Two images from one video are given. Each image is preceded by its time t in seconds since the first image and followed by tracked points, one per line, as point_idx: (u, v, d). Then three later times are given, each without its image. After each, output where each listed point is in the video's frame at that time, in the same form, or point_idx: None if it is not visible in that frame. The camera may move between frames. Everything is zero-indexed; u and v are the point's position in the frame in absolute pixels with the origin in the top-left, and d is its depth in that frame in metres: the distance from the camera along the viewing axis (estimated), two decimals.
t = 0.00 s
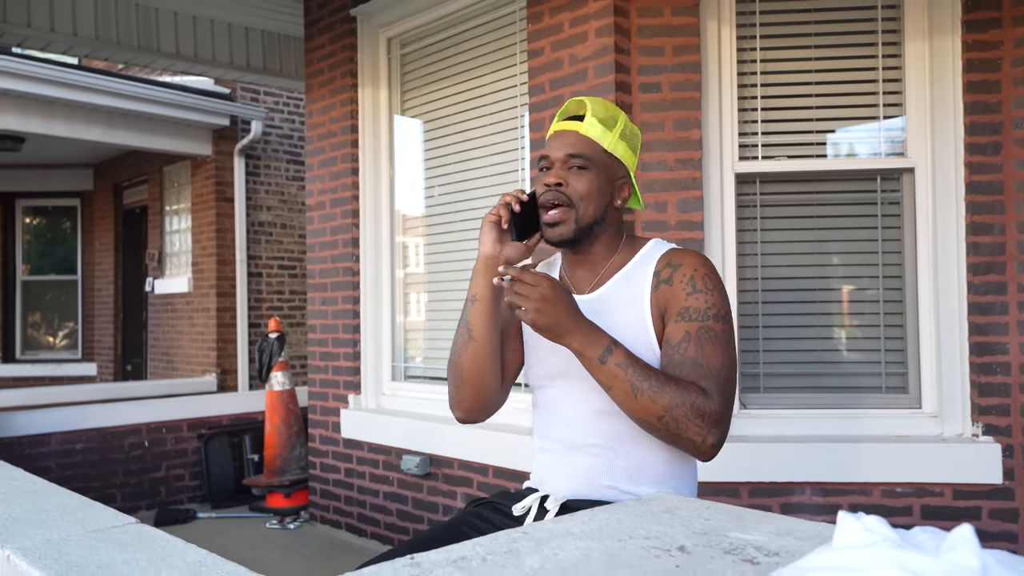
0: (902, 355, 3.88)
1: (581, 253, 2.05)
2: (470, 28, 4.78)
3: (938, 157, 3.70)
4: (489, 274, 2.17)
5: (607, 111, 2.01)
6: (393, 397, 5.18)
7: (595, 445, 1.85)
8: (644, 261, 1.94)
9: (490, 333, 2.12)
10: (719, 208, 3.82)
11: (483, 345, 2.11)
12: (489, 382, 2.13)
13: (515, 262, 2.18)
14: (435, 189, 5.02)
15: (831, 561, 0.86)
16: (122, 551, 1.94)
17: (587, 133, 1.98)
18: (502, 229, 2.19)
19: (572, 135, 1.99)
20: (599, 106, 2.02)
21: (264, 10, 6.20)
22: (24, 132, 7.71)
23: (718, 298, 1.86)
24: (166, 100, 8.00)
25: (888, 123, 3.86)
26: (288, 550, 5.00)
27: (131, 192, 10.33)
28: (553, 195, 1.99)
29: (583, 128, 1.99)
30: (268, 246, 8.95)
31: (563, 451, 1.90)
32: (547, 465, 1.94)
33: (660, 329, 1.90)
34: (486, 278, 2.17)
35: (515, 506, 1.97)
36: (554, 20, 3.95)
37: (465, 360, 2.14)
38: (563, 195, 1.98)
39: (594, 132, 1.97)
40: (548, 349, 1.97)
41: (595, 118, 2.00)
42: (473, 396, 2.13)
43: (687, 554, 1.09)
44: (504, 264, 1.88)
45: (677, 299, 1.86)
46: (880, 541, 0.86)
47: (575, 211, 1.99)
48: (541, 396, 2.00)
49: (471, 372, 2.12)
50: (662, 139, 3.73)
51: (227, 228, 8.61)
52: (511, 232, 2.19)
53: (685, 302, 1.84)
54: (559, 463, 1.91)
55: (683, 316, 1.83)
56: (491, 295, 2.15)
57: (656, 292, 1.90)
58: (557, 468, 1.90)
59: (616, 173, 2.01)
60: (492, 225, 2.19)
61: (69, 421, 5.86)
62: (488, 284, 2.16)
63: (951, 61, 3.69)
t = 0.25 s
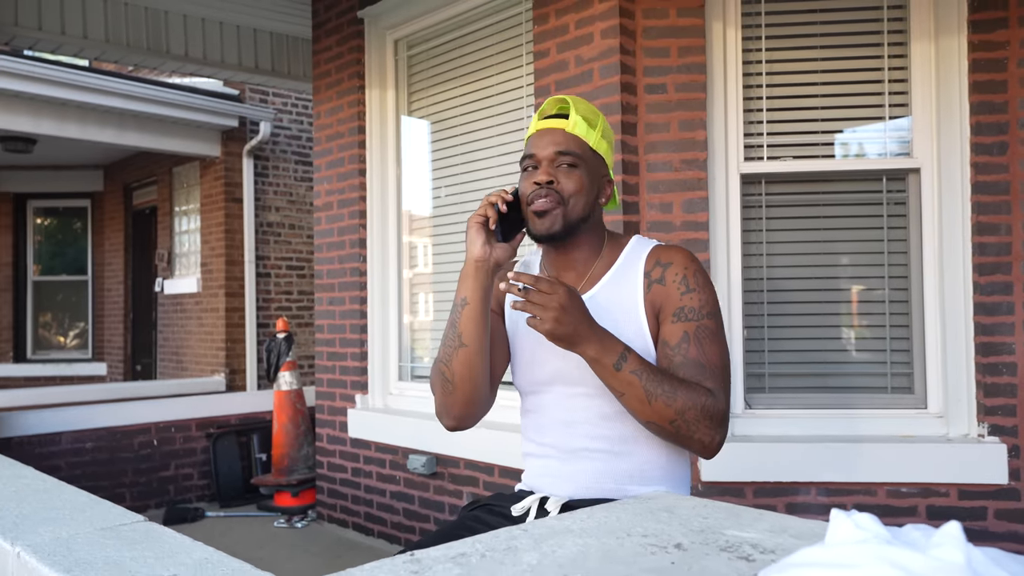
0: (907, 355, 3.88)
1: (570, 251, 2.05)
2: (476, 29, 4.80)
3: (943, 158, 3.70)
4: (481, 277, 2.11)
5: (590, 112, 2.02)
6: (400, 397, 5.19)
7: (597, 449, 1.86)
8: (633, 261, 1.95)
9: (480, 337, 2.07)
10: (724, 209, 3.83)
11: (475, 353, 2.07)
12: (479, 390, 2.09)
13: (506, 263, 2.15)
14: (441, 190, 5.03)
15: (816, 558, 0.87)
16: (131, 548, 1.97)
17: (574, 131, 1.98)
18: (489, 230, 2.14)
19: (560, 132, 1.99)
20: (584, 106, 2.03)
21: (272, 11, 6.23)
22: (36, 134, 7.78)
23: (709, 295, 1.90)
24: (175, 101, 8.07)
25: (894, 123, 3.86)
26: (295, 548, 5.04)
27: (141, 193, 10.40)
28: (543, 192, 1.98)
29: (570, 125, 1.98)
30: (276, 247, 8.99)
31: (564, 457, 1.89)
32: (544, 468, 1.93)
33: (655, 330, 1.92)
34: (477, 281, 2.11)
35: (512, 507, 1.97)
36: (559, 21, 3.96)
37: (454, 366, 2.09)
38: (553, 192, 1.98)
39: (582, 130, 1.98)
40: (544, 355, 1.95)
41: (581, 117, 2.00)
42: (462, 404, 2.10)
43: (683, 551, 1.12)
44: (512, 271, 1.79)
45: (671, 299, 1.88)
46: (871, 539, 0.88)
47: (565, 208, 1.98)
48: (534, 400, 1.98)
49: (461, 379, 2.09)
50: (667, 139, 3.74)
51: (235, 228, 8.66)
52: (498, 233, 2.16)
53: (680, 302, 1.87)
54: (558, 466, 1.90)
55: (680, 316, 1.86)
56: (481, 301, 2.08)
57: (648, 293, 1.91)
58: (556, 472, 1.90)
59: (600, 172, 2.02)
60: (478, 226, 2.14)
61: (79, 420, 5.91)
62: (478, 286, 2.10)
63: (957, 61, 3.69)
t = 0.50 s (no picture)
0: (911, 355, 3.88)
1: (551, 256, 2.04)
2: (481, 30, 4.81)
3: (947, 157, 3.70)
4: (472, 287, 2.06)
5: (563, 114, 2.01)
6: (405, 396, 5.20)
7: (601, 449, 1.86)
8: (613, 256, 1.96)
9: (477, 349, 2.01)
10: (727, 208, 3.83)
11: (473, 366, 2.01)
12: (479, 402, 2.04)
13: (490, 271, 2.11)
14: (446, 189, 5.04)
15: (808, 552, 0.89)
16: (136, 545, 1.99)
17: (551, 136, 1.95)
18: (472, 239, 2.10)
19: (537, 138, 1.96)
20: (556, 109, 2.00)
21: (277, 11, 6.25)
22: (44, 134, 7.85)
23: (690, 283, 1.93)
24: (182, 102, 8.12)
25: (897, 123, 3.86)
26: (301, 547, 5.06)
27: (148, 193, 10.45)
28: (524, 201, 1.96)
29: (547, 130, 1.96)
30: (282, 246, 9.02)
31: (565, 458, 1.89)
32: (548, 471, 1.93)
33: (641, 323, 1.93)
34: (468, 291, 2.06)
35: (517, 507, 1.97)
36: (563, 21, 3.97)
37: (452, 382, 2.03)
38: (534, 200, 1.96)
39: (558, 134, 1.96)
40: (535, 360, 1.96)
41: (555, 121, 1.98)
42: (463, 419, 2.05)
43: (679, 548, 1.19)
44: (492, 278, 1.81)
45: (655, 290, 1.90)
46: (862, 534, 0.89)
47: (548, 215, 1.97)
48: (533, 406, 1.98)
49: (461, 394, 2.03)
50: (670, 139, 3.75)
51: (242, 228, 8.69)
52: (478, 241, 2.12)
53: (664, 292, 1.89)
54: (563, 468, 1.91)
55: (665, 306, 1.88)
56: (473, 311, 2.03)
57: (632, 286, 1.92)
58: (562, 473, 1.90)
59: (577, 175, 2.02)
60: (461, 235, 2.09)
61: (87, 419, 5.94)
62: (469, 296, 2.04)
63: (961, 61, 3.69)
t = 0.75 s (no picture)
0: (924, 355, 3.87)
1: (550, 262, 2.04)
2: (492, 31, 4.83)
3: (960, 157, 3.69)
4: (471, 294, 2.06)
5: (561, 119, 2.00)
6: (417, 395, 5.21)
7: (610, 452, 1.89)
8: (616, 258, 1.96)
9: (477, 357, 2.01)
10: (738, 209, 3.84)
11: (476, 376, 2.01)
12: (483, 412, 2.03)
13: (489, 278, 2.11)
14: (458, 189, 5.06)
15: (813, 545, 0.90)
16: (152, 542, 2.02)
17: (548, 142, 1.95)
18: (469, 247, 2.10)
19: (535, 144, 1.95)
20: (554, 113, 2.00)
21: (290, 13, 6.29)
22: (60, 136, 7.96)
23: (693, 285, 1.95)
24: (196, 103, 8.19)
25: (909, 123, 3.85)
26: (314, 545, 5.10)
27: (162, 194, 10.54)
28: (521, 208, 1.96)
29: (544, 135, 1.95)
30: (296, 247, 9.07)
31: (577, 462, 1.91)
32: (557, 473, 1.95)
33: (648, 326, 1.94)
34: (467, 298, 2.06)
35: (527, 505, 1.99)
36: (574, 22, 3.99)
37: (456, 393, 2.03)
38: (533, 207, 1.96)
39: (555, 139, 1.95)
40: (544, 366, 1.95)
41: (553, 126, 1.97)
42: (468, 428, 2.04)
43: (685, 545, 1.26)
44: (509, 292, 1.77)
45: (661, 293, 1.91)
46: (866, 530, 0.91)
47: (546, 222, 1.96)
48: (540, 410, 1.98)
49: (464, 404, 2.02)
50: (681, 140, 3.76)
51: (256, 228, 8.75)
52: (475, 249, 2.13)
53: (671, 295, 1.90)
54: (573, 470, 1.93)
55: (672, 309, 1.90)
56: (473, 320, 2.04)
57: (639, 289, 1.93)
58: (571, 476, 1.93)
59: (574, 180, 2.01)
60: (458, 243, 2.09)
61: (103, 418, 6.01)
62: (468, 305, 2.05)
63: (973, 60, 3.68)
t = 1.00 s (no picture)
0: (934, 355, 3.85)
1: (551, 269, 2.01)
2: (501, 31, 4.84)
3: (971, 157, 3.67)
4: (464, 311, 2.04)
5: (558, 121, 2.00)
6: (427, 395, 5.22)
7: (619, 459, 1.89)
8: (617, 263, 1.96)
9: (472, 374, 2.05)
10: (748, 209, 3.83)
11: (472, 392, 2.05)
12: (480, 428, 2.08)
13: (483, 292, 2.08)
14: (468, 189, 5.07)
15: (820, 545, 0.90)
16: (162, 540, 2.04)
17: (547, 145, 1.94)
18: (461, 261, 2.08)
19: (533, 147, 1.95)
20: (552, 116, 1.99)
21: (300, 14, 6.31)
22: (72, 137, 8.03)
23: (696, 289, 1.95)
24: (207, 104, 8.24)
25: (919, 122, 3.83)
26: (324, 544, 5.12)
27: (173, 194, 10.59)
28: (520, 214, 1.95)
29: (542, 138, 1.95)
30: (306, 246, 9.11)
31: (587, 472, 1.92)
32: (565, 481, 1.96)
33: (651, 332, 1.95)
34: (462, 316, 2.04)
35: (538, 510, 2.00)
36: (583, 22, 3.99)
37: (453, 410, 2.07)
38: (532, 213, 1.95)
39: (553, 141, 1.95)
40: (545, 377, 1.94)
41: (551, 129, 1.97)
42: (466, 444, 2.09)
43: (693, 544, 1.28)
44: (506, 314, 1.76)
45: (664, 299, 1.91)
46: (873, 529, 0.91)
47: (546, 227, 1.95)
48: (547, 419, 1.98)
49: (461, 421, 2.06)
50: (691, 139, 3.75)
51: (266, 228, 8.79)
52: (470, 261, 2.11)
53: (674, 301, 1.90)
54: (581, 478, 1.94)
55: (675, 316, 1.90)
56: (468, 337, 2.04)
57: (641, 296, 1.93)
58: (579, 483, 1.93)
59: (573, 183, 2.01)
60: (451, 258, 2.07)
61: (114, 417, 6.05)
62: (463, 323, 2.04)
63: (985, 59, 3.66)
